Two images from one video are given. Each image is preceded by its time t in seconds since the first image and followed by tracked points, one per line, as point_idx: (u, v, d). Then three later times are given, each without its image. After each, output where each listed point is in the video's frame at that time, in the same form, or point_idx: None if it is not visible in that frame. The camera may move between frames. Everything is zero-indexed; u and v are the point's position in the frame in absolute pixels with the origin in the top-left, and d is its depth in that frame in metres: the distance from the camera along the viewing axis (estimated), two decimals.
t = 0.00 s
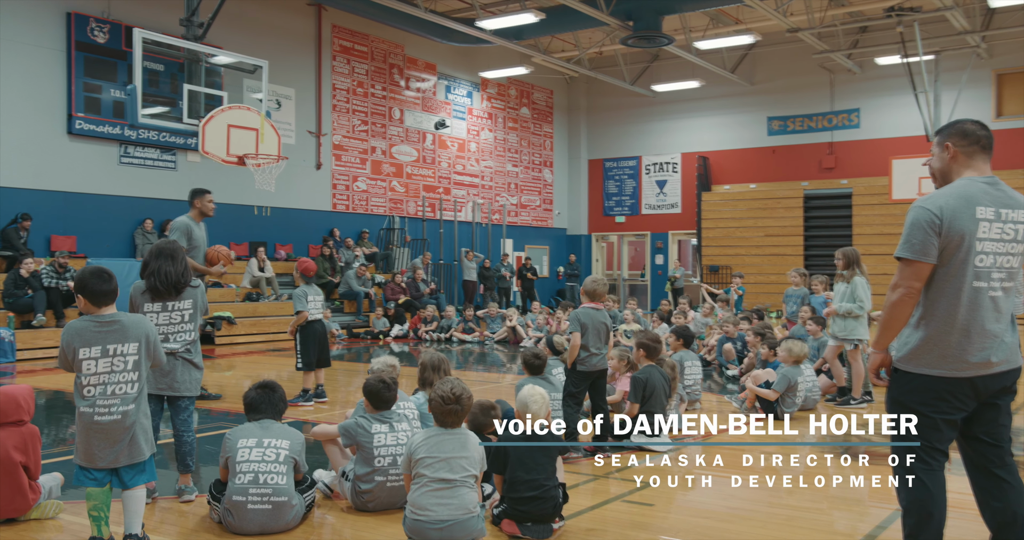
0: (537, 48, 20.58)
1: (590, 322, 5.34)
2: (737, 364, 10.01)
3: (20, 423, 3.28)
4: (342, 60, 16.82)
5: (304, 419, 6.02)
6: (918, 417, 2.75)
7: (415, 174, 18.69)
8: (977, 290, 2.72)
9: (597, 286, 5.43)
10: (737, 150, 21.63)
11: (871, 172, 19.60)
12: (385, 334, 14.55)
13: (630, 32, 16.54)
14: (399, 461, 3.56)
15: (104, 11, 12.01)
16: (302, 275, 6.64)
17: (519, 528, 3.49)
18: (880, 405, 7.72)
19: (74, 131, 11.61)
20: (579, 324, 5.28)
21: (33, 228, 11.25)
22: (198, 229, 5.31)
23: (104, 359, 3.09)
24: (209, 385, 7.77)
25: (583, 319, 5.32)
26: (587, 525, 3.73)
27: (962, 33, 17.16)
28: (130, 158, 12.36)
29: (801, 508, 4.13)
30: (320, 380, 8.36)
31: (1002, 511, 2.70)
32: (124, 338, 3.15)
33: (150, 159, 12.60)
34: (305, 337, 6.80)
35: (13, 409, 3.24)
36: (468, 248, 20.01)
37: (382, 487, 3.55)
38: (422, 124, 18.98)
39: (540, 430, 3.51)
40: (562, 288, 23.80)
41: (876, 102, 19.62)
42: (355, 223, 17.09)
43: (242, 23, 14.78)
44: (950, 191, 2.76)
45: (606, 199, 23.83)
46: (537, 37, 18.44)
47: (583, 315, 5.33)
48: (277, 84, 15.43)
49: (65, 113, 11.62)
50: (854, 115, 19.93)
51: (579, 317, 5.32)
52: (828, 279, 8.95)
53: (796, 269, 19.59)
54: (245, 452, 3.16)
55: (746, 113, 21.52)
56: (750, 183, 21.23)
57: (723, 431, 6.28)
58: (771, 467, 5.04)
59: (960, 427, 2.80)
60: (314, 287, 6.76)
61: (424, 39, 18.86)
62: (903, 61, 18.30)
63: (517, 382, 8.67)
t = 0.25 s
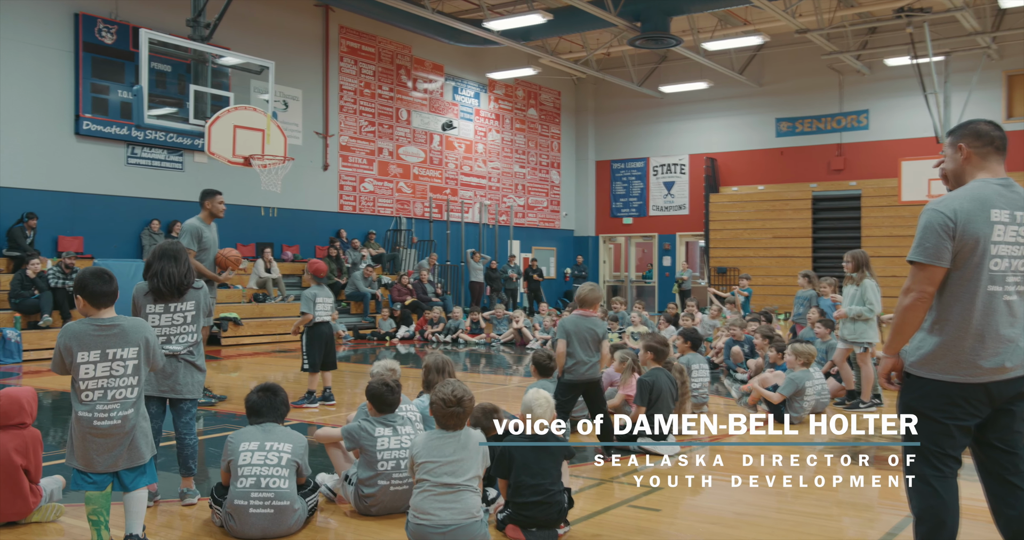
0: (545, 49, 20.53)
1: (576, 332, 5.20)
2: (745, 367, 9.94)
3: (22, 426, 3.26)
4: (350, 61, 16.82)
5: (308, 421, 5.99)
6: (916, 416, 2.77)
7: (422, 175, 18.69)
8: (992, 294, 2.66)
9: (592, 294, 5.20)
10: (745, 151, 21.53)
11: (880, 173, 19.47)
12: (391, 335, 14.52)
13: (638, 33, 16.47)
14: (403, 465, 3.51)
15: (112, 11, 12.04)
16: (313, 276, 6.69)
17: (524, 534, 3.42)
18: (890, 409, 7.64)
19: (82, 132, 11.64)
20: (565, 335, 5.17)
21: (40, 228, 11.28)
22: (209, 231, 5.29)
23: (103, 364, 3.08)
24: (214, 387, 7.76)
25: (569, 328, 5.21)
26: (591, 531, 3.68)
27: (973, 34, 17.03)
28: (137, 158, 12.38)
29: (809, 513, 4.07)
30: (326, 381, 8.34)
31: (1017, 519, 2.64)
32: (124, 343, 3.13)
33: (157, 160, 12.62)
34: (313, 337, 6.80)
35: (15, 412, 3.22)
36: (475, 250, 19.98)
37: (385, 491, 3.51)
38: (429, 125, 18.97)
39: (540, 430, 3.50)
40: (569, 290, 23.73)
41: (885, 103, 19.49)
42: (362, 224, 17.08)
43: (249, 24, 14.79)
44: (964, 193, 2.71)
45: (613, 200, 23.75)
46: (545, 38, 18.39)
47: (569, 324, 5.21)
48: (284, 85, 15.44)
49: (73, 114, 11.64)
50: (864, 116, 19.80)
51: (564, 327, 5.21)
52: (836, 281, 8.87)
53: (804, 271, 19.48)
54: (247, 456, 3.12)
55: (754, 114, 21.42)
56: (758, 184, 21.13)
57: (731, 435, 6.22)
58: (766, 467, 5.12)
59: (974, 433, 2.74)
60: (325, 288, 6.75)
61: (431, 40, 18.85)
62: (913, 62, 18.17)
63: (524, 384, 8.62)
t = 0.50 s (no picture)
0: (554, 48, 20.46)
1: (567, 342, 5.10)
2: (756, 369, 9.84)
3: (27, 427, 3.24)
4: (359, 61, 16.81)
5: (314, 422, 5.95)
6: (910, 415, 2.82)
7: (431, 175, 18.67)
8: (1013, 296, 2.59)
9: (585, 308, 5.16)
10: (755, 152, 21.39)
11: (892, 174, 19.30)
12: (400, 335, 14.49)
13: (648, 33, 16.37)
14: (410, 468, 3.43)
15: (122, 11, 12.06)
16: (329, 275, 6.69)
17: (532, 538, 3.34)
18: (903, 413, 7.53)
19: (91, 131, 11.66)
20: (555, 347, 5.08)
21: (50, 228, 11.31)
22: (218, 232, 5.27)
23: (105, 363, 3.05)
24: (221, 387, 7.74)
25: (559, 340, 5.12)
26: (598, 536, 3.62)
27: (987, 34, 16.85)
28: (146, 158, 12.40)
29: (821, 518, 3.99)
30: (334, 381, 8.30)
31: None
32: (126, 342, 3.09)
33: (166, 159, 12.64)
34: (323, 336, 6.76)
35: (20, 412, 3.20)
36: (484, 250, 19.93)
37: (392, 493, 3.43)
38: (438, 124, 18.94)
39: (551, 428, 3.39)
40: (578, 291, 23.65)
41: (898, 104, 19.31)
42: (370, 224, 17.06)
43: (259, 24, 14.79)
44: (983, 193, 2.64)
45: (623, 201, 23.65)
46: (555, 38, 18.31)
47: (558, 336, 5.14)
48: (293, 85, 15.43)
49: (83, 113, 11.67)
50: (875, 117, 19.63)
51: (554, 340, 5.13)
52: (848, 282, 8.76)
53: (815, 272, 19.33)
54: (253, 457, 3.01)
55: (765, 115, 21.28)
56: (769, 185, 20.99)
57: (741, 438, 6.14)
58: (767, 467, 5.17)
59: (994, 439, 2.65)
60: (339, 287, 6.72)
61: (441, 40, 18.82)
62: (926, 62, 18.00)
63: (533, 385, 8.55)
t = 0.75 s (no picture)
0: (568, 48, 20.38)
1: (576, 388, 4.76)
2: (771, 372, 9.73)
3: (36, 428, 3.21)
4: (372, 61, 16.81)
5: (324, 422, 5.92)
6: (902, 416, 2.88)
7: (444, 175, 18.64)
8: None
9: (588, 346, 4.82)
10: (770, 153, 21.21)
11: (909, 175, 19.07)
12: (412, 335, 14.46)
13: (662, 33, 16.27)
14: (421, 470, 3.37)
15: (136, 10, 12.11)
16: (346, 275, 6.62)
17: None
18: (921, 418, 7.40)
19: (105, 130, 11.70)
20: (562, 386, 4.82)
21: (64, 227, 11.37)
22: (230, 232, 5.29)
23: (111, 363, 3.02)
24: (232, 386, 7.74)
25: (566, 383, 4.78)
26: None
27: (1007, 33, 16.61)
28: (160, 157, 12.44)
29: (836, 525, 3.91)
30: (345, 381, 8.28)
31: None
32: (133, 343, 3.05)
33: (179, 159, 12.68)
34: (340, 338, 6.72)
35: (29, 413, 3.17)
36: (497, 250, 19.87)
37: (402, 496, 3.36)
38: (451, 125, 18.91)
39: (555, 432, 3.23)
40: (590, 292, 23.55)
41: (915, 104, 19.08)
42: (383, 224, 17.05)
43: (272, 24, 14.82)
44: (1009, 194, 2.55)
45: (636, 202, 23.53)
46: (569, 38, 18.22)
47: (565, 379, 4.78)
48: (307, 85, 15.43)
49: (97, 112, 11.72)
50: (891, 118, 19.42)
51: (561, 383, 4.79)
52: (864, 284, 8.63)
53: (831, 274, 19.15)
54: (262, 459, 2.90)
55: (780, 115, 21.09)
56: (783, 186, 20.80)
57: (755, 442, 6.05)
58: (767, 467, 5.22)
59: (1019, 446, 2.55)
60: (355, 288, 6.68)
61: (454, 40, 18.79)
62: (944, 62, 17.78)
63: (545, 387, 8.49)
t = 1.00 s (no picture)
0: (581, 48, 20.31)
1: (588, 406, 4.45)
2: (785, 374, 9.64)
3: (38, 427, 3.23)
4: (385, 60, 16.81)
5: (333, 423, 5.89)
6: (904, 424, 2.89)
7: (456, 175, 18.62)
8: None
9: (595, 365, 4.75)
10: (784, 153, 21.03)
11: (925, 176, 18.86)
12: (423, 336, 14.42)
13: (676, 33, 16.18)
14: (430, 474, 3.32)
15: (149, 10, 12.15)
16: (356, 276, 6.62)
17: None
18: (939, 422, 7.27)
19: (118, 130, 11.75)
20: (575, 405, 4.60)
21: (77, 226, 11.42)
22: (242, 233, 5.29)
23: (117, 362, 3.00)
24: (242, 387, 7.73)
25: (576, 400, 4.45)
26: None
27: None
28: (172, 157, 12.48)
29: (851, 532, 3.82)
30: (356, 382, 8.25)
31: None
32: (140, 342, 3.03)
33: (192, 159, 12.71)
34: (351, 340, 6.71)
35: (31, 412, 3.20)
36: (509, 251, 19.83)
37: (411, 499, 3.31)
38: (464, 125, 18.89)
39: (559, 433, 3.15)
40: (603, 292, 23.46)
41: (932, 104, 18.86)
42: (395, 224, 17.05)
43: (285, 24, 14.84)
44: None
45: (649, 202, 23.42)
46: (582, 37, 18.15)
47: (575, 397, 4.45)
48: (320, 84, 15.44)
49: (110, 112, 11.77)
50: (907, 118, 19.21)
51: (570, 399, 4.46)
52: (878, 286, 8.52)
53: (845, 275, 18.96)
54: (269, 463, 2.86)
55: (794, 116, 20.91)
56: (798, 187, 20.62)
57: (768, 446, 5.96)
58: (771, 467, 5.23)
59: None
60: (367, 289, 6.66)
61: (467, 39, 18.75)
62: (961, 61, 17.57)
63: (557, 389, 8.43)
